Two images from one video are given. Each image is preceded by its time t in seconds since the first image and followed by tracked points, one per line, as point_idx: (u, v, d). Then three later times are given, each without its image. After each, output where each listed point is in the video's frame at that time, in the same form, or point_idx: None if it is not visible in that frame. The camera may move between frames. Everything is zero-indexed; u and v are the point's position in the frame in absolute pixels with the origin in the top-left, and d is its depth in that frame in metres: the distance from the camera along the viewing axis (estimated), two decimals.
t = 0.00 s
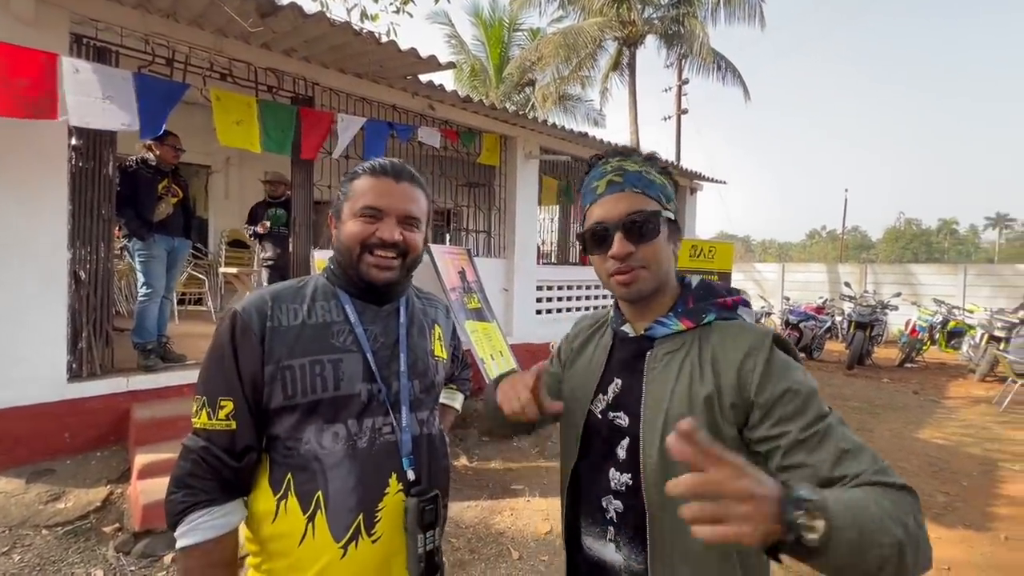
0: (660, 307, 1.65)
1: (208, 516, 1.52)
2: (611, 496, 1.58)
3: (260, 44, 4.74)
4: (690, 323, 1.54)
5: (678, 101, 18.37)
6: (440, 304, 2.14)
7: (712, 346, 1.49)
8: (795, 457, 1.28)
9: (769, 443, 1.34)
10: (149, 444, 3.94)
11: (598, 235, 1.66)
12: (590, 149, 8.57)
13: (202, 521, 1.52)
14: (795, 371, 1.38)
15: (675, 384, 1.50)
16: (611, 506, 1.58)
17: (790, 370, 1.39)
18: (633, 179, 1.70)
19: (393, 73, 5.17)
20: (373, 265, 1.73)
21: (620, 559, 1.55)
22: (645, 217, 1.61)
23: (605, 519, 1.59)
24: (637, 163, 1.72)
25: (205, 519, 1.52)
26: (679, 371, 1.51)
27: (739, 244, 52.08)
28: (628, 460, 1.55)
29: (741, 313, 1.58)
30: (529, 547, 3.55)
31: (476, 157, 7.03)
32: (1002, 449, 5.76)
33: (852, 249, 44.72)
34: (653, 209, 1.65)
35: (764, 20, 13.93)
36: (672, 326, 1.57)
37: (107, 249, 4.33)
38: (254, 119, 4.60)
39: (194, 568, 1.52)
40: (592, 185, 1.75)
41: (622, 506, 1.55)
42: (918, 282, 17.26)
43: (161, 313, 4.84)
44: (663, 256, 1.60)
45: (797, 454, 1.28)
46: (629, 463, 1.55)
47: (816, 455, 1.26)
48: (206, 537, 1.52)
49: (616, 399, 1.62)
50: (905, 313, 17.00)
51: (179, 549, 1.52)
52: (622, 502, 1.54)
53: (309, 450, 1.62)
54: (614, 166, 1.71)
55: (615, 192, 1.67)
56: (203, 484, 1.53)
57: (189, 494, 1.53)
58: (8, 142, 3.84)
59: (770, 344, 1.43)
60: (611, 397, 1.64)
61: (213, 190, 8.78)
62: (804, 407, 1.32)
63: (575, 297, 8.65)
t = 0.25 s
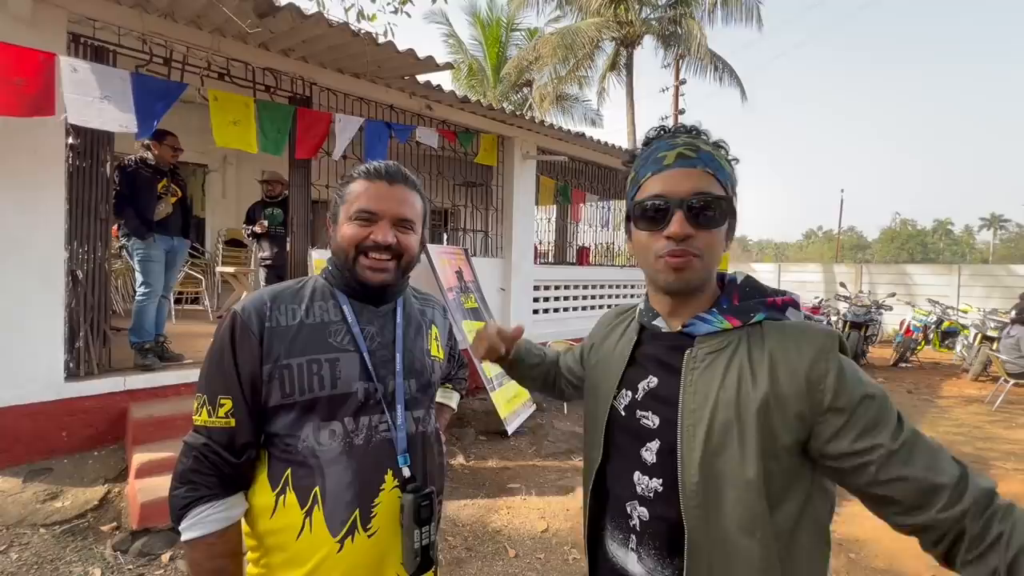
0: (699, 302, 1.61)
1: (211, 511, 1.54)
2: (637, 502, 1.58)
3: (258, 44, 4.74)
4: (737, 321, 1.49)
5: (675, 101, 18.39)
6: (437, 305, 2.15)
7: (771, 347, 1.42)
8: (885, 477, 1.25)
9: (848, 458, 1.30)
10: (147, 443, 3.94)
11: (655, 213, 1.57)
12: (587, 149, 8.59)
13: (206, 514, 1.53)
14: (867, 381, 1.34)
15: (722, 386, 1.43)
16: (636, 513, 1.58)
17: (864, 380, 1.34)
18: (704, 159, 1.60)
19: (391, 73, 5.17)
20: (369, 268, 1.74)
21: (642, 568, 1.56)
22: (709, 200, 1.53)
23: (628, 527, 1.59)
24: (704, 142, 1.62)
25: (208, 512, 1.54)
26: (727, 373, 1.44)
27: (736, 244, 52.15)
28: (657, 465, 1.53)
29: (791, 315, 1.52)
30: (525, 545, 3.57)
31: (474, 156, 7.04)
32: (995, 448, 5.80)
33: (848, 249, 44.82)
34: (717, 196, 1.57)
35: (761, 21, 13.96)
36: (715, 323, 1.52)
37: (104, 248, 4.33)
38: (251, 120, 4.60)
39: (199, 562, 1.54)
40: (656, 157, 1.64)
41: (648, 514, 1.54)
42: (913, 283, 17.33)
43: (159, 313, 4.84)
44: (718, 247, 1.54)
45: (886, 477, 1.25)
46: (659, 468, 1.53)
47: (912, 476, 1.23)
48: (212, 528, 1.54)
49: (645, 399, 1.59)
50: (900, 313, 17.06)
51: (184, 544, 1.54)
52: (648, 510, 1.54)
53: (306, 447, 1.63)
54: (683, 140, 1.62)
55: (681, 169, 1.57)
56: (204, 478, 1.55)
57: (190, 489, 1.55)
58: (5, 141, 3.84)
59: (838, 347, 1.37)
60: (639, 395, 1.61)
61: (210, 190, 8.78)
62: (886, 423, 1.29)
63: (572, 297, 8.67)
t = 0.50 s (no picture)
0: (737, 307, 1.56)
1: (204, 512, 1.54)
2: (663, 519, 1.55)
3: (256, 44, 4.74)
4: (779, 333, 1.44)
5: (674, 102, 18.40)
6: (433, 305, 2.14)
7: (817, 367, 1.36)
8: (911, 525, 1.24)
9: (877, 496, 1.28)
10: (144, 443, 3.94)
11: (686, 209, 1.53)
12: (586, 150, 8.59)
13: (200, 516, 1.54)
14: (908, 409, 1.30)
15: (763, 407, 1.38)
16: (661, 530, 1.56)
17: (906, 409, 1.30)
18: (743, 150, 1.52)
19: (390, 74, 5.17)
20: (384, 271, 1.74)
21: None
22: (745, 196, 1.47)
23: (654, 544, 1.57)
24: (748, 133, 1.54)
25: (201, 513, 1.54)
26: (768, 392, 1.39)
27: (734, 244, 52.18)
28: (687, 481, 1.50)
29: (840, 325, 1.46)
30: (523, 545, 3.57)
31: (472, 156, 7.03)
32: (992, 448, 5.81)
33: (847, 249, 44.88)
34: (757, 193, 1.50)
35: (760, 21, 13.97)
36: (757, 333, 1.47)
37: (102, 248, 4.33)
38: (248, 120, 4.59)
39: (190, 564, 1.54)
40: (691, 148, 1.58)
41: (675, 532, 1.51)
42: (911, 283, 17.36)
43: (157, 312, 4.84)
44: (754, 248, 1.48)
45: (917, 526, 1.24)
46: (689, 484, 1.50)
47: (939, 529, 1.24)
48: (204, 530, 1.54)
49: (675, 410, 1.56)
50: (897, 313, 17.08)
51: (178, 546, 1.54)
52: (675, 528, 1.51)
53: (298, 450, 1.63)
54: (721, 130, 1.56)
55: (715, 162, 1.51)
56: (196, 479, 1.55)
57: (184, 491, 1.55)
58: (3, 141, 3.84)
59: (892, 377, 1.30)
60: (669, 407, 1.59)
61: (209, 189, 8.78)
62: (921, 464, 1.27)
63: (571, 297, 8.67)
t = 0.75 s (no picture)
0: (733, 304, 1.56)
1: (205, 514, 1.54)
2: (668, 519, 1.57)
3: (256, 44, 4.73)
4: (791, 338, 1.41)
5: (674, 102, 18.39)
6: (433, 305, 2.14)
7: (826, 374, 1.34)
8: (935, 549, 1.20)
9: (885, 509, 1.26)
10: (144, 444, 3.94)
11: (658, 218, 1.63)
12: (587, 150, 8.59)
13: (201, 518, 1.53)
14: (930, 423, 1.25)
15: (769, 414, 1.37)
16: (666, 530, 1.58)
17: (926, 423, 1.26)
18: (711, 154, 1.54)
19: (391, 74, 5.16)
20: (376, 272, 1.73)
21: None
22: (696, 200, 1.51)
23: (658, 543, 1.60)
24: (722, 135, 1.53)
25: (203, 515, 1.54)
26: (775, 399, 1.38)
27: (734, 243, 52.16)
28: (693, 483, 1.51)
29: (858, 333, 1.42)
30: (523, 546, 3.57)
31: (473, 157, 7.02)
32: (993, 449, 5.80)
33: (846, 249, 44.87)
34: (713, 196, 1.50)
35: (761, 21, 13.94)
36: (769, 338, 1.44)
37: (102, 248, 4.33)
38: (246, 120, 4.57)
39: (191, 565, 1.54)
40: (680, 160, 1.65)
41: (679, 532, 1.53)
42: (912, 283, 17.37)
43: (158, 313, 4.84)
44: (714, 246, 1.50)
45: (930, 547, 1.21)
46: (694, 487, 1.51)
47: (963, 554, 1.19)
48: (206, 532, 1.53)
49: (684, 413, 1.57)
50: (898, 313, 17.07)
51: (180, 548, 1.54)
52: (679, 529, 1.53)
53: (298, 452, 1.63)
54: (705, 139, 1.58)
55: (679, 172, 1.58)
56: (197, 481, 1.55)
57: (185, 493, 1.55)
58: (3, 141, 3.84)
59: (905, 388, 1.27)
60: (677, 409, 1.60)
61: (209, 189, 8.78)
62: (944, 484, 1.23)
63: (571, 297, 8.67)
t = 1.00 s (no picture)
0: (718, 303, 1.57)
1: (210, 515, 1.54)
2: (653, 508, 1.59)
3: (258, 45, 4.72)
4: (765, 336, 1.41)
5: (675, 101, 18.39)
6: (438, 306, 2.14)
7: (794, 370, 1.34)
8: (887, 542, 1.21)
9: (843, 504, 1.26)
10: (147, 444, 3.94)
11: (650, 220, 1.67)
12: (588, 150, 8.58)
13: (204, 518, 1.53)
14: (894, 419, 1.25)
15: (740, 407, 1.38)
16: (652, 518, 1.60)
17: (889, 419, 1.25)
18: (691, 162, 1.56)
19: (393, 74, 5.16)
20: (372, 268, 1.73)
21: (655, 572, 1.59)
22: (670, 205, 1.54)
23: (645, 531, 1.62)
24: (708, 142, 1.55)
25: (207, 516, 1.54)
26: (747, 392, 1.39)
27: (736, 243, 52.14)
28: (674, 474, 1.52)
29: (834, 331, 1.41)
30: (527, 547, 3.57)
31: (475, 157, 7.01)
32: (997, 449, 5.79)
33: (848, 249, 44.83)
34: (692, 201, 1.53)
35: (762, 20, 13.93)
36: (745, 337, 1.45)
37: (105, 249, 4.33)
38: (248, 120, 4.58)
39: (196, 566, 1.54)
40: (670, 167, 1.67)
41: (662, 520, 1.56)
42: (914, 283, 17.35)
43: (161, 314, 4.83)
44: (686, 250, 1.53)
45: (883, 542, 1.22)
46: (675, 478, 1.52)
47: (916, 550, 1.20)
48: (209, 533, 1.53)
49: (668, 408, 1.58)
50: (900, 313, 17.05)
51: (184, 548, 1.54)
52: (663, 518, 1.55)
53: (305, 453, 1.63)
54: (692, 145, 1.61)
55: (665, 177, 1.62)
56: (201, 482, 1.54)
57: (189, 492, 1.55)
58: (6, 142, 3.84)
59: (868, 383, 1.27)
60: (665, 403, 1.61)
61: (211, 190, 8.79)
62: (904, 481, 1.23)
63: (573, 297, 8.66)
